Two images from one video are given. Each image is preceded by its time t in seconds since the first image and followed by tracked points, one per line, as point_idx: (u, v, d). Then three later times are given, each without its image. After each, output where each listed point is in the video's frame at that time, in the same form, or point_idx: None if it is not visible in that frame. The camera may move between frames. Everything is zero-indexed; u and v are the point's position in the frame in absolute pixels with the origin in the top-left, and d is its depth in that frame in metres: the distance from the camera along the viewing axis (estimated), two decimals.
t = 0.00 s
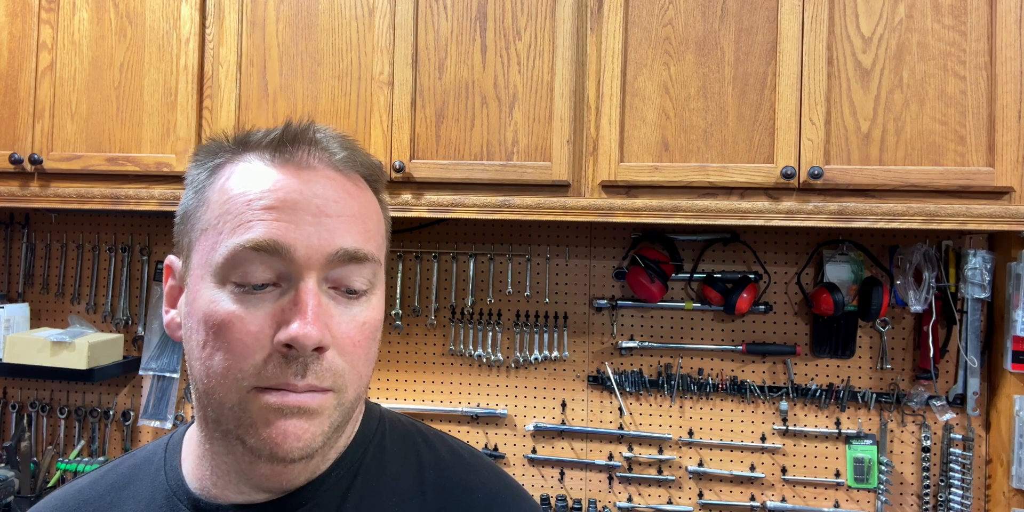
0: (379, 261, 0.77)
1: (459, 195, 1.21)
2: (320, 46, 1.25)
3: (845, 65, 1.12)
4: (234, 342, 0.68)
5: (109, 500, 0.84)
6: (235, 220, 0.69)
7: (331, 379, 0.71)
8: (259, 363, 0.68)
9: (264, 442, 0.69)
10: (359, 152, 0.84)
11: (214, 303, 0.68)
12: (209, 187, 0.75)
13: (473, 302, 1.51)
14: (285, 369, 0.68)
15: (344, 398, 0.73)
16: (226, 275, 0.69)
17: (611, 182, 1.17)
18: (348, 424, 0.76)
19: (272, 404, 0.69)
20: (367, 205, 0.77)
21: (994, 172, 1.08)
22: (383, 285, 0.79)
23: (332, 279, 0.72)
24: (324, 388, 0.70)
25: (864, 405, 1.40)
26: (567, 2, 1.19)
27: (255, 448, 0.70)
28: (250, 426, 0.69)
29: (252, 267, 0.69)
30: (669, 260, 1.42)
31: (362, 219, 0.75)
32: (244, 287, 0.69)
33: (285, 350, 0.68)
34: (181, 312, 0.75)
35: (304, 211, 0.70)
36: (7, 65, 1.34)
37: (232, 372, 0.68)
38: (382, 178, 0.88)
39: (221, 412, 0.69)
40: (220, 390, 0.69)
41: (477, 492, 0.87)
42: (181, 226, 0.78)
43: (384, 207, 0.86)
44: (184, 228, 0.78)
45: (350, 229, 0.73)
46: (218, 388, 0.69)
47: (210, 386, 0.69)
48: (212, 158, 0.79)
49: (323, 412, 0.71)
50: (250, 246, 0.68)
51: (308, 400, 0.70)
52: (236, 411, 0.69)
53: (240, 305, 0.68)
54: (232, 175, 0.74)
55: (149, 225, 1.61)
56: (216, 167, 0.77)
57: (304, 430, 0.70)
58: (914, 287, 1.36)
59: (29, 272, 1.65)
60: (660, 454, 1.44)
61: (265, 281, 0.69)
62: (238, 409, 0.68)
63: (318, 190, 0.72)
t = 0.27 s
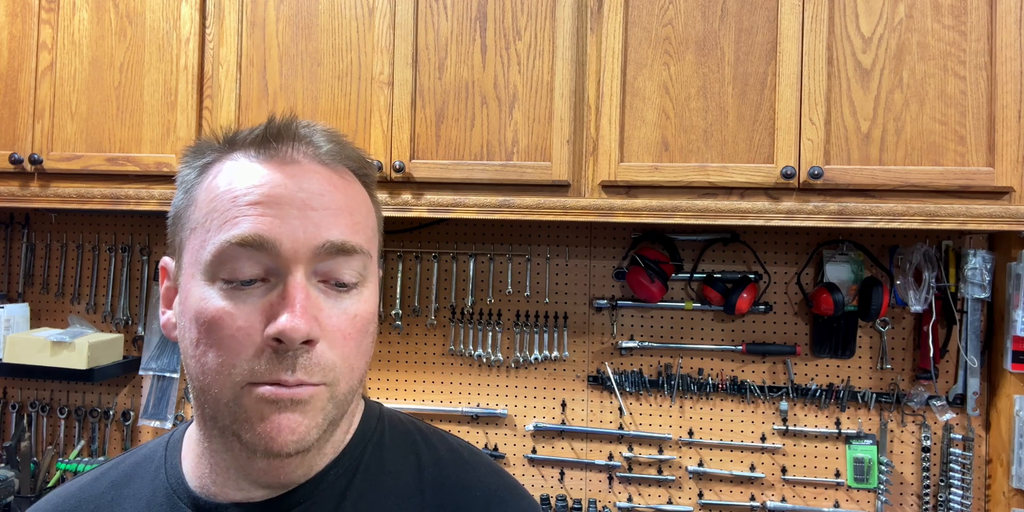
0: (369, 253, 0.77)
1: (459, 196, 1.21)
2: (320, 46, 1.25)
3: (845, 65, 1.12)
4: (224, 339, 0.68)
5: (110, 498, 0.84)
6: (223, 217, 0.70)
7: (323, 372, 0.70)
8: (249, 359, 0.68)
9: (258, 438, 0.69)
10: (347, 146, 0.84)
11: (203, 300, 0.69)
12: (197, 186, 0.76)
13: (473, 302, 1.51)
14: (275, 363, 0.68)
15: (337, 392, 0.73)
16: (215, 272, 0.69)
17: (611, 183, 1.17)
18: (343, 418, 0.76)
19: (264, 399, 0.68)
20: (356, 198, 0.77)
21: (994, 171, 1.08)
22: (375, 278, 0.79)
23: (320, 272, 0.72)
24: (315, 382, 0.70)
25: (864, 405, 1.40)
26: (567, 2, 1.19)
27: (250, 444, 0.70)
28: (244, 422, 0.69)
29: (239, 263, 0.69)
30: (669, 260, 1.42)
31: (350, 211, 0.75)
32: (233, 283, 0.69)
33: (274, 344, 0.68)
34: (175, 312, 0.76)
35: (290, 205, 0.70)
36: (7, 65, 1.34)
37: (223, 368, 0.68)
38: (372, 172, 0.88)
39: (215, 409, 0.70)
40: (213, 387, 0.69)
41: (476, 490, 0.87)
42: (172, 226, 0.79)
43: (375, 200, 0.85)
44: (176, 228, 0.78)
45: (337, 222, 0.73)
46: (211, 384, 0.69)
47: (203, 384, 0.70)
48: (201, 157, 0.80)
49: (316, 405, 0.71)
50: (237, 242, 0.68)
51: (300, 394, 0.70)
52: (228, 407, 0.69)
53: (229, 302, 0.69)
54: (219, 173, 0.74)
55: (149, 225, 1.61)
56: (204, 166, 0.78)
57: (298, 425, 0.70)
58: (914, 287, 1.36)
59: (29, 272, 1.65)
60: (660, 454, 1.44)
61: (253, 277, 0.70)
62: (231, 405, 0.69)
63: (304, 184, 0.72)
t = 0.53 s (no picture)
0: (352, 253, 0.74)
1: (459, 195, 1.21)
2: (320, 46, 1.25)
3: (845, 65, 1.12)
4: (204, 353, 0.69)
5: (115, 496, 0.85)
6: (196, 231, 0.70)
7: (306, 381, 0.71)
8: (230, 371, 0.69)
9: (246, 449, 0.70)
10: (326, 140, 0.80)
11: (183, 314, 0.70)
12: (176, 196, 0.76)
13: (473, 302, 1.51)
14: (255, 375, 0.69)
15: (324, 398, 0.72)
16: (192, 287, 0.70)
17: (611, 182, 1.17)
18: (339, 423, 0.76)
19: (248, 411, 0.70)
20: (335, 197, 0.75)
21: (994, 171, 1.08)
22: (363, 278, 0.77)
23: (296, 280, 0.71)
24: (299, 390, 0.71)
25: (865, 405, 1.40)
26: (567, 2, 1.19)
27: (241, 454, 0.71)
28: (231, 433, 0.70)
29: (214, 276, 0.69)
30: (669, 259, 1.42)
31: (326, 214, 0.72)
32: (210, 296, 0.70)
33: (251, 357, 0.69)
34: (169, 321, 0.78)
35: (260, 214, 0.69)
36: (7, 65, 1.34)
37: (207, 381, 0.70)
38: (359, 162, 0.84)
39: (206, 419, 0.72)
40: (201, 399, 0.71)
41: (480, 493, 0.87)
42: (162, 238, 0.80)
43: (363, 194, 0.82)
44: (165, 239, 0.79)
45: (312, 227, 0.71)
46: (199, 397, 0.71)
47: (192, 396, 0.72)
48: (180, 165, 0.79)
49: (302, 413, 0.71)
50: (209, 256, 0.68)
51: (284, 404, 0.70)
52: (217, 419, 0.71)
53: (207, 316, 0.70)
54: (193, 183, 0.74)
55: (149, 225, 1.61)
56: (181, 175, 0.77)
57: (284, 435, 0.70)
58: (914, 287, 1.36)
59: (29, 272, 1.65)
60: (660, 454, 1.44)
61: (229, 289, 0.70)
62: (218, 417, 0.70)
63: (274, 191, 0.71)
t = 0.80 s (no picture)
0: (320, 245, 0.73)
1: (459, 195, 1.21)
2: (320, 46, 1.25)
3: (845, 65, 1.12)
4: (182, 359, 0.71)
5: (122, 496, 0.85)
6: (161, 239, 0.71)
7: (280, 379, 0.70)
8: (206, 375, 0.70)
9: (231, 451, 0.71)
10: (287, 133, 0.79)
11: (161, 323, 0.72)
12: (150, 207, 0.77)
13: (473, 302, 1.51)
14: (228, 377, 0.69)
15: (303, 395, 0.71)
16: (165, 296, 0.71)
17: (611, 182, 1.17)
18: (326, 421, 0.75)
19: (227, 415, 0.70)
20: (296, 188, 0.73)
21: (994, 171, 1.08)
22: (336, 268, 0.75)
23: (261, 278, 0.70)
24: (275, 390, 0.70)
25: (865, 405, 1.40)
26: (567, 2, 1.19)
27: (229, 457, 0.72)
28: (216, 437, 0.71)
29: (181, 282, 0.70)
30: (669, 259, 1.42)
31: (286, 207, 0.71)
32: (180, 302, 0.71)
33: (222, 359, 0.69)
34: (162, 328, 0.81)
35: (216, 215, 0.69)
36: (7, 65, 1.34)
37: (188, 386, 0.71)
38: (327, 151, 0.82)
39: (195, 424, 0.73)
40: (187, 404, 0.73)
41: (487, 498, 0.86)
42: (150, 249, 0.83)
43: (334, 184, 0.80)
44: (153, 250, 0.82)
45: (271, 223, 0.70)
46: (185, 402, 0.73)
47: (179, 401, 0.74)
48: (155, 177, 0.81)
49: (280, 412, 0.71)
50: (171, 263, 0.69)
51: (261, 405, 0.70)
52: (203, 423, 0.72)
53: (179, 322, 0.71)
54: (160, 192, 0.75)
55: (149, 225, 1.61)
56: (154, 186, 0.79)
57: (264, 435, 0.70)
58: (913, 287, 1.36)
59: (29, 272, 1.65)
60: (660, 454, 1.44)
61: (196, 294, 0.71)
62: (203, 421, 0.72)
63: (231, 190, 0.70)
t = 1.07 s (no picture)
0: (326, 251, 0.73)
1: (459, 195, 1.21)
2: (320, 46, 1.25)
3: (845, 65, 1.12)
4: (185, 365, 0.70)
5: (122, 499, 0.85)
6: (165, 243, 0.71)
7: (286, 387, 0.70)
8: (210, 382, 0.69)
9: (234, 460, 0.70)
10: (294, 136, 0.79)
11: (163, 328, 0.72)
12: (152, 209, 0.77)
13: (473, 302, 1.51)
14: (233, 385, 0.69)
15: (308, 402, 0.71)
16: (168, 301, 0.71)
17: (611, 182, 1.17)
18: (331, 428, 0.75)
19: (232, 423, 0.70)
20: (303, 193, 0.73)
21: (994, 171, 1.08)
22: (342, 274, 0.75)
23: (267, 283, 0.70)
24: (281, 398, 0.70)
25: (865, 405, 1.40)
26: (567, 2, 1.19)
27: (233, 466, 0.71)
28: (219, 445, 0.71)
29: (186, 288, 0.70)
30: (669, 259, 1.42)
31: (293, 212, 0.71)
32: (184, 308, 0.71)
33: (227, 367, 0.68)
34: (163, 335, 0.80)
35: (223, 220, 0.69)
36: (7, 65, 1.34)
37: (191, 394, 0.70)
38: (332, 155, 0.82)
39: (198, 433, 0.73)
40: (190, 412, 0.72)
41: (490, 499, 0.86)
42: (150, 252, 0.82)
43: (339, 188, 0.80)
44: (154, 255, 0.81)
45: (278, 228, 0.70)
46: (187, 410, 0.72)
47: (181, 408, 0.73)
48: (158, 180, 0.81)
49: (285, 420, 0.70)
50: (176, 268, 0.69)
51: (267, 413, 0.70)
52: (206, 432, 0.71)
53: (183, 327, 0.70)
54: (163, 195, 0.75)
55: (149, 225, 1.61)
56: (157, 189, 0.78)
57: (269, 444, 0.70)
58: (913, 287, 1.36)
59: (29, 272, 1.65)
60: (660, 454, 1.44)
61: (201, 299, 0.70)
62: (206, 430, 0.71)
63: (237, 195, 0.70)
